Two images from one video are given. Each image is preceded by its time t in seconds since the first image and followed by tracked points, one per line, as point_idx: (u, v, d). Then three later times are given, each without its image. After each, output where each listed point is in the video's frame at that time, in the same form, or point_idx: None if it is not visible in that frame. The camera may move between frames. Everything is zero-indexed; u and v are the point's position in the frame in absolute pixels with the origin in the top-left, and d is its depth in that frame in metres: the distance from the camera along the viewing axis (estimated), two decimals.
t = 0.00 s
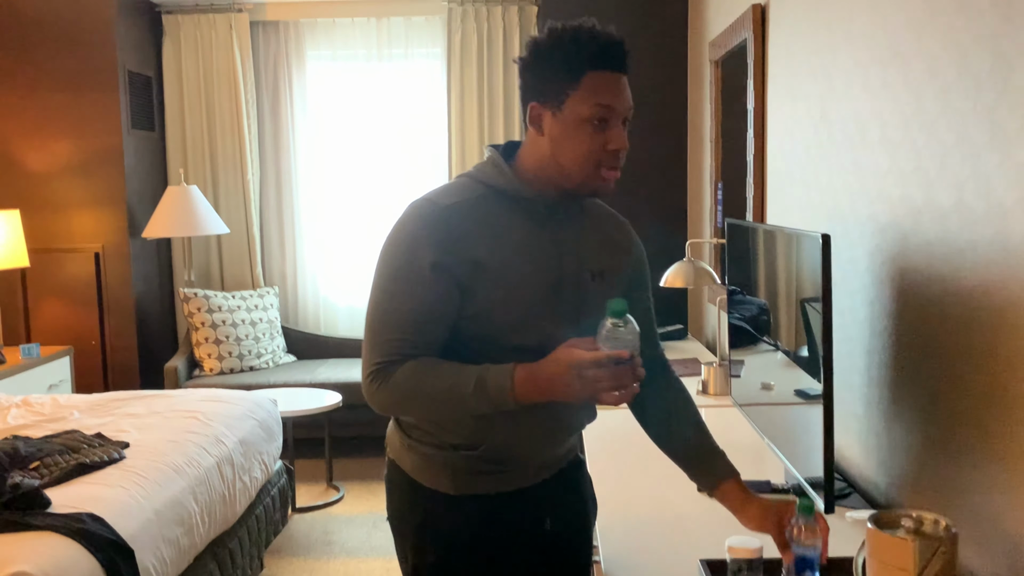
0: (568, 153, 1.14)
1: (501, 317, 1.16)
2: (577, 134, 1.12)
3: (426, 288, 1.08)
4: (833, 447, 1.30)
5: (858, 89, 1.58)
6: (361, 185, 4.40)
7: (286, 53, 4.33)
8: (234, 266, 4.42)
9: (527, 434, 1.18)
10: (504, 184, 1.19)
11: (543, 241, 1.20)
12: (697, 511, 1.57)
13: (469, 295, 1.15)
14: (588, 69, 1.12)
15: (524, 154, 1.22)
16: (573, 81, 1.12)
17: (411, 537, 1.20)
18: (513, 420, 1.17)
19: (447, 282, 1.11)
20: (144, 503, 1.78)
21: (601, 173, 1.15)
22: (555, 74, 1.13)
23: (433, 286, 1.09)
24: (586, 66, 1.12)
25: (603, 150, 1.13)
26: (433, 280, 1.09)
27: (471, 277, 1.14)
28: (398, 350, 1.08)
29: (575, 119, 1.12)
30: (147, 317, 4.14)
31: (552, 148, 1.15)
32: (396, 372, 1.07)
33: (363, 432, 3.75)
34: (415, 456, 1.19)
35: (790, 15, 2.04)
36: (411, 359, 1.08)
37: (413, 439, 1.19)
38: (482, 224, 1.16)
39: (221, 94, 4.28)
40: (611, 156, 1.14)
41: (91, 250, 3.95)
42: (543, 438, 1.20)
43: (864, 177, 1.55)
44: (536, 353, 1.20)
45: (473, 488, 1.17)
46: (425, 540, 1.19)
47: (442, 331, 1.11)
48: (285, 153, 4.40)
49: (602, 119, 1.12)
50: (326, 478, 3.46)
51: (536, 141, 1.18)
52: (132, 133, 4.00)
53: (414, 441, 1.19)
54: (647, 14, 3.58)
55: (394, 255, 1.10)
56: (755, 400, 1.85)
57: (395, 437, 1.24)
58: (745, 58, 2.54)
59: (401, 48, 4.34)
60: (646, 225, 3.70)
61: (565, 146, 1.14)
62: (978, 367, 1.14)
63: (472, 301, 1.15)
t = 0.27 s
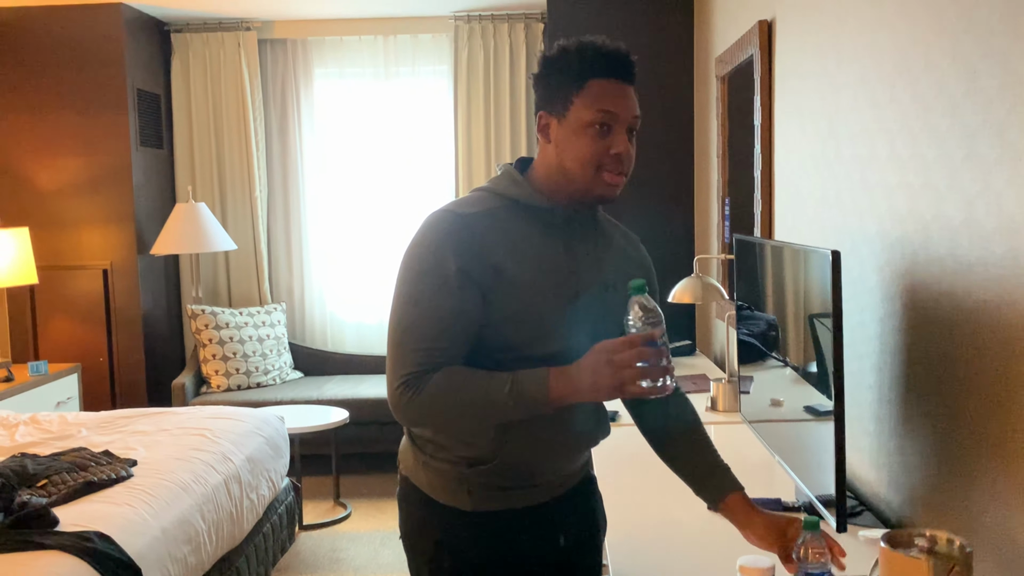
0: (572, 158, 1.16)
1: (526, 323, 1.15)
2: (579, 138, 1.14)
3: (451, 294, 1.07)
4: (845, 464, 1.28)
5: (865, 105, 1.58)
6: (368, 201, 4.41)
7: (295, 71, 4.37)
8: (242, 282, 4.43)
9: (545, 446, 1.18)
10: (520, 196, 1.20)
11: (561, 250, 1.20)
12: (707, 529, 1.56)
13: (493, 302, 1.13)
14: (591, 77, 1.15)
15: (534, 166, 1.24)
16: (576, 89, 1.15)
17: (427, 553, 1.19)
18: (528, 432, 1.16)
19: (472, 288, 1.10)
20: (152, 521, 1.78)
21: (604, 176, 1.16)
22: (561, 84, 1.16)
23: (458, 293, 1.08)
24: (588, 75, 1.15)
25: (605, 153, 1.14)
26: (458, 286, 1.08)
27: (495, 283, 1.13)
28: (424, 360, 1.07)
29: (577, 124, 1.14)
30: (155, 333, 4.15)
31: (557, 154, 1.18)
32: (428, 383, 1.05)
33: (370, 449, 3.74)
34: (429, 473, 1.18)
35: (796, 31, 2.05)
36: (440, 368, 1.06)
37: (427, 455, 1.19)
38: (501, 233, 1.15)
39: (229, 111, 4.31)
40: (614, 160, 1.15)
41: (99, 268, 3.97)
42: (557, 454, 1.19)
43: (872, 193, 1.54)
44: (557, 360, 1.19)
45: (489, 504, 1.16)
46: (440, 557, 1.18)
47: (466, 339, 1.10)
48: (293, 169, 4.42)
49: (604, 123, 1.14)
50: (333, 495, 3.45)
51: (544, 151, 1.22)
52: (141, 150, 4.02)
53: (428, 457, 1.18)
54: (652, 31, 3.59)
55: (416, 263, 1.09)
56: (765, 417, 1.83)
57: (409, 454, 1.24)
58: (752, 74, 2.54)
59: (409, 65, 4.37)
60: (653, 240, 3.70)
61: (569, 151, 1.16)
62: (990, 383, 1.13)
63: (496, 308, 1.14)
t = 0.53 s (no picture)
0: (569, 160, 1.18)
1: (544, 326, 1.14)
2: (576, 140, 1.16)
3: (470, 299, 1.06)
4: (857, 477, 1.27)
5: (874, 116, 1.58)
6: (375, 213, 4.42)
7: (302, 84, 4.39)
8: (249, 295, 4.44)
9: (561, 456, 1.17)
10: (532, 204, 1.19)
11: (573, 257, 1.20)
12: (717, 543, 1.55)
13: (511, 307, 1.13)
14: (589, 81, 1.17)
15: (539, 172, 1.27)
16: (573, 93, 1.18)
17: (439, 567, 1.19)
18: (543, 442, 1.15)
19: (490, 293, 1.09)
20: (159, 535, 1.77)
21: (600, 177, 1.17)
22: (561, 89, 1.19)
23: (476, 299, 1.07)
24: (586, 79, 1.18)
25: (601, 154, 1.15)
26: (476, 291, 1.07)
27: (513, 288, 1.13)
28: (445, 366, 1.06)
29: (574, 127, 1.16)
30: (162, 346, 4.16)
31: (555, 157, 1.20)
32: (452, 389, 1.06)
33: (377, 462, 3.73)
34: (442, 487, 1.17)
35: (803, 43, 2.05)
36: (464, 374, 1.07)
37: (440, 468, 1.18)
38: (515, 239, 1.14)
39: (237, 125, 4.34)
40: (610, 161, 1.16)
41: (107, 281, 3.99)
42: (570, 466, 1.18)
43: (881, 204, 1.54)
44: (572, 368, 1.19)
45: (504, 517, 1.15)
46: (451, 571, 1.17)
47: (485, 345, 1.09)
48: (300, 182, 4.43)
49: (600, 125, 1.16)
50: (340, 508, 3.44)
51: (547, 156, 1.24)
52: (149, 164, 4.05)
53: (441, 470, 1.18)
54: (658, 43, 3.60)
55: (434, 272, 1.08)
56: (774, 430, 1.82)
57: (422, 468, 1.23)
58: (758, 85, 2.55)
59: (415, 78, 4.38)
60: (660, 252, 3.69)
61: (566, 153, 1.18)
62: (1003, 396, 1.12)
63: (514, 313, 1.13)
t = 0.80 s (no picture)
0: (569, 164, 1.17)
1: (554, 331, 1.14)
2: (575, 144, 1.16)
3: (480, 306, 1.06)
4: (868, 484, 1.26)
5: (881, 120, 1.57)
6: (381, 219, 4.43)
7: (308, 91, 4.40)
8: (255, 301, 4.45)
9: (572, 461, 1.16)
10: (539, 210, 1.19)
11: (581, 261, 1.20)
12: (725, 551, 1.53)
13: (521, 313, 1.12)
14: (589, 85, 1.17)
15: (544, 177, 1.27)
16: (574, 97, 1.17)
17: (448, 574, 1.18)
18: (552, 449, 1.14)
19: (500, 298, 1.09)
20: (164, 542, 1.77)
21: (599, 182, 1.16)
22: (562, 93, 1.19)
23: (486, 306, 1.07)
24: (587, 84, 1.17)
25: (600, 158, 1.15)
26: (487, 297, 1.07)
27: (522, 293, 1.12)
28: (457, 373, 1.06)
29: (574, 131, 1.16)
30: (168, 353, 4.16)
31: (556, 161, 1.20)
32: (465, 396, 1.05)
33: (383, 468, 3.72)
34: (451, 493, 1.17)
35: (810, 47, 2.04)
36: (477, 381, 1.07)
37: (449, 474, 1.17)
38: (523, 245, 1.14)
39: (243, 132, 4.35)
40: (609, 165, 1.15)
41: (114, 287, 4.00)
42: (580, 473, 1.17)
43: (890, 209, 1.53)
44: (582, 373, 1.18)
45: (514, 524, 1.14)
46: None
47: (495, 351, 1.08)
48: (306, 188, 4.44)
49: (600, 129, 1.15)
50: (345, 515, 3.43)
51: (549, 161, 1.24)
52: (156, 171, 4.06)
53: (450, 477, 1.17)
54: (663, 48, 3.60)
55: (443, 279, 1.07)
56: (782, 436, 1.81)
57: (430, 474, 1.23)
58: (765, 90, 2.54)
59: (421, 85, 4.39)
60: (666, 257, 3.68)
61: (566, 158, 1.18)
62: (1015, 403, 1.10)
63: (525, 318, 1.12)
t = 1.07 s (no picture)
0: (570, 164, 1.17)
1: (556, 333, 1.13)
2: (576, 144, 1.16)
3: (481, 308, 1.06)
4: (871, 484, 1.25)
5: (884, 119, 1.56)
6: (383, 220, 4.43)
7: (310, 91, 4.41)
8: (257, 302, 4.45)
9: (574, 462, 1.16)
10: (540, 211, 1.19)
11: (583, 262, 1.19)
12: (728, 551, 1.53)
13: (523, 314, 1.12)
14: (591, 85, 1.17)
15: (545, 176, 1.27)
16: (576, 97, 1.17)
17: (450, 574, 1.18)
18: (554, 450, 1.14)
19: (502, 300, 1.08)
20: (167, 543, 1.77)
21: (600, 182, 1.16)
22: (564, 93, 1.19)
23: (487, 308, 1.06)
24: (589, 83, 1.17)
25: (601, 159, 1.15)
26: (488, 298, 1.07)
27: (524, 294, 1.12)
28: (458, 375, 1.05)
29: (575, 131, 1.16)
30: (171, 354, 4.17)
31: (557, 161, 1.20)
32: (466, 398, 1.05)
33: (386, 469, 3.72)
34: (453, 493, 1.16)
35: (813, 46, 2.04)
36: (479, 382, 1.07)
37: (450, 474, 1.17)
38: (525, 246, 1.14)
39: (245, 132, 4.36)
40: (610, 165, 1.15)
41: (116, 289, 4.00)
42: (582, 473, 1.17)
43: (893, 208, 1.53)
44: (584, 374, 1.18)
45: (515, 524, 1.14)
46: None
47: (496, 353, 1.08)
48: (308, 189, 4.44)
49: (602, 129, 1.15)
50: (348, 516, 3.43)
51: (551, 161, 1.24)
52: (158, 172, 4.06)
53: (452, 477, 1.17)
54: (665, 48, 3.59)
55: (444, 280, 1.07)
56: (785, 436, 1.80)
57: (432, 474, 1.22)
58: (767, 89, 2.53)
59: (423, 85, 4.39)
60: (669, 258, 3.67)
61: (567, 157, 1.18)
62: (1019, 402, 1.10)
63: (526, 320, 1.12)
